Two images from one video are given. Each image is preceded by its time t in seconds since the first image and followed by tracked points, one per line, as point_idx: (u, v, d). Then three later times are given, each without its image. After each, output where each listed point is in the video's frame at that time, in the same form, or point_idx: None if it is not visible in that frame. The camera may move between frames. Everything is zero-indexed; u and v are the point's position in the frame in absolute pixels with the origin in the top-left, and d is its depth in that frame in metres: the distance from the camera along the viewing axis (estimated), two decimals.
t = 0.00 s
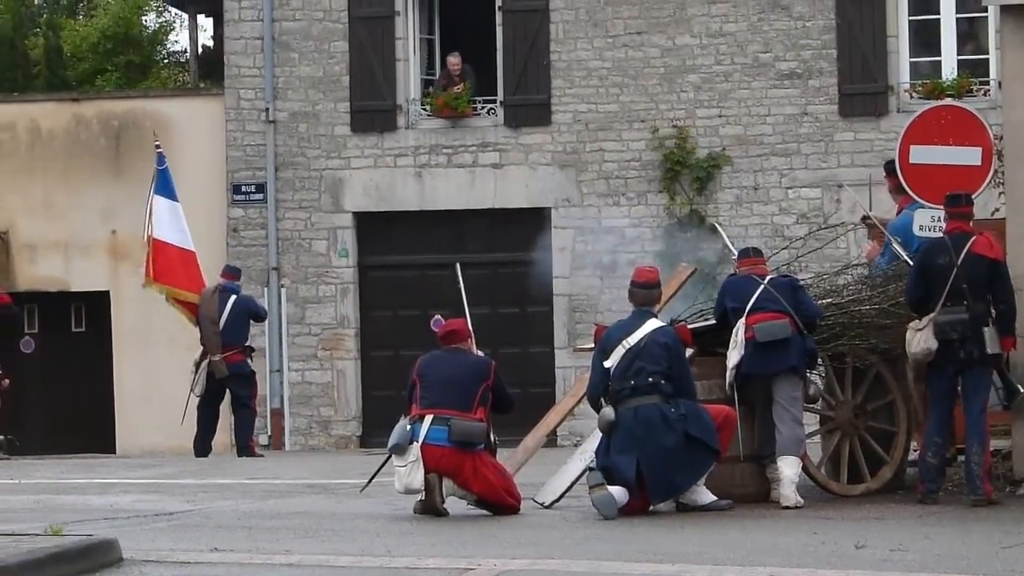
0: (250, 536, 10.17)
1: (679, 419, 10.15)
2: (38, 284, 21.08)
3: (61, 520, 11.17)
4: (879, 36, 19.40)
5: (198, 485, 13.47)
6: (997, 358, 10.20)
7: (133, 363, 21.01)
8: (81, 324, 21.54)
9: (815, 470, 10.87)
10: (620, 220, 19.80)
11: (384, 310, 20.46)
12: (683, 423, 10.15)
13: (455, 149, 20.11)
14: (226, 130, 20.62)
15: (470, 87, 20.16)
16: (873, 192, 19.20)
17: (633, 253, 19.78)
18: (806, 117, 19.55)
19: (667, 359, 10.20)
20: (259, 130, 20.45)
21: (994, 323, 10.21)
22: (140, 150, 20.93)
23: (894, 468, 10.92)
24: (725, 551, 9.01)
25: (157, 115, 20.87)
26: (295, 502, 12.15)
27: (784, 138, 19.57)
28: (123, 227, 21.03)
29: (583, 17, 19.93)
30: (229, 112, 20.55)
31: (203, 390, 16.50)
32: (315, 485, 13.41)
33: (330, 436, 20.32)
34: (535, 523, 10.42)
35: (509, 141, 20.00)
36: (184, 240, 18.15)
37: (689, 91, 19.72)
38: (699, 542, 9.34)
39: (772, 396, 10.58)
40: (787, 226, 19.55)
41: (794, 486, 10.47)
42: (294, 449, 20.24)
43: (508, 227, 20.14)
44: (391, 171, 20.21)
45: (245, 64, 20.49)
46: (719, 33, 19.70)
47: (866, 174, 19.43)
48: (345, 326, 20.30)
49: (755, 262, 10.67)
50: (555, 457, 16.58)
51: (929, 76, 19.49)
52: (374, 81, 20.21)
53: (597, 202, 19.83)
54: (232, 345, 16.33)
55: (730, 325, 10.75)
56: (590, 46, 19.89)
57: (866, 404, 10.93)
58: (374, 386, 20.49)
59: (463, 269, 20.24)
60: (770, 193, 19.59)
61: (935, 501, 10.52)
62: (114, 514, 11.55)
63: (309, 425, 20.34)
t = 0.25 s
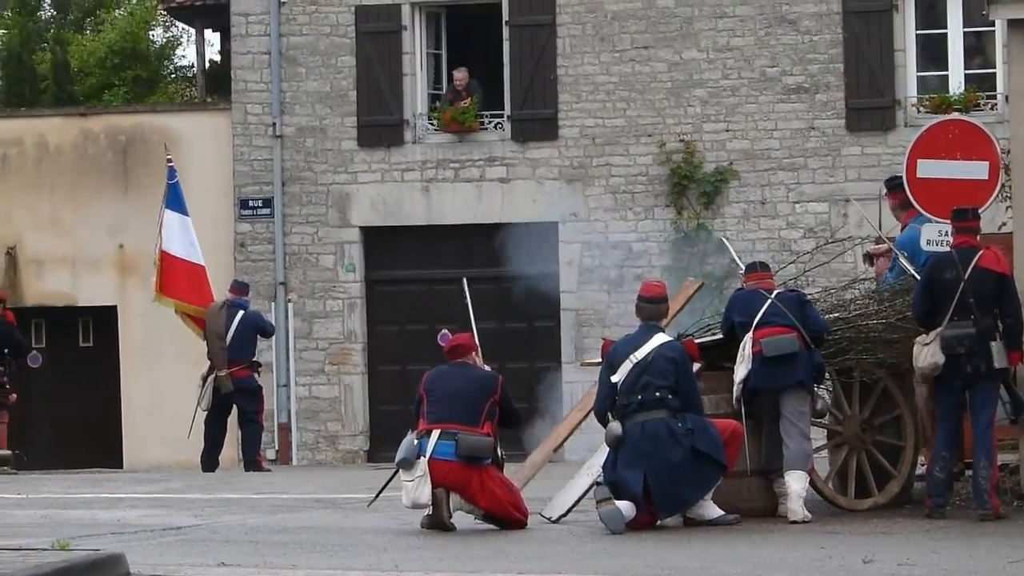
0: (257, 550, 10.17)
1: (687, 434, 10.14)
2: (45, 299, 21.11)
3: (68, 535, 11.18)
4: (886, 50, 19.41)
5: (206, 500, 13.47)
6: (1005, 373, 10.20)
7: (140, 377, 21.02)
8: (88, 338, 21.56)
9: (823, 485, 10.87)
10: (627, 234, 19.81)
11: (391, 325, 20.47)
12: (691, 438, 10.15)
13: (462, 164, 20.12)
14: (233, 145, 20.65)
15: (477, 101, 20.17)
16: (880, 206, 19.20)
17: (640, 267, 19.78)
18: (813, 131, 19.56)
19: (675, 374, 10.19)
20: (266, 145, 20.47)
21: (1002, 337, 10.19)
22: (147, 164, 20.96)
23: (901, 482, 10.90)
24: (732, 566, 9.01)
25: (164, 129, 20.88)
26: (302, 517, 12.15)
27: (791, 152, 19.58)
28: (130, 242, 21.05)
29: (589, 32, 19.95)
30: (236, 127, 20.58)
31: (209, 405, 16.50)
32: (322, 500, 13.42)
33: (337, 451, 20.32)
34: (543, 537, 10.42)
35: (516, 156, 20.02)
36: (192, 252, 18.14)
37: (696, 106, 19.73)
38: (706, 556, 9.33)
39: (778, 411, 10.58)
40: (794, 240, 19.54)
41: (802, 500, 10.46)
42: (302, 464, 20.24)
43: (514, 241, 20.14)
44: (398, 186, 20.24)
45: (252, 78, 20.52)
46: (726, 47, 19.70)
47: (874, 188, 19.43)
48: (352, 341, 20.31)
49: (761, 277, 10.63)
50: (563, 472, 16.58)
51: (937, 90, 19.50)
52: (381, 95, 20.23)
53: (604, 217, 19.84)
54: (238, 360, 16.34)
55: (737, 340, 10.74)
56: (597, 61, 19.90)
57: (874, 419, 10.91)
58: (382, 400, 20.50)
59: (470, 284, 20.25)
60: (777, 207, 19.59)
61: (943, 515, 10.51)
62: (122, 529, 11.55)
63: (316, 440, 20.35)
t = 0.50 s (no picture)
0: (265, 561, 10.16)
1: (694, 444, 10.13)
2: (52, 310, 21.13)
3: (75, 546, 11.17)
4: (893, 60, 19.39)
5: (214, 511, 13.47)
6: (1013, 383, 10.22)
7: (147, 388, 21.03)
8: (95, 349, 21.53)
9: (831, 495, 10.85)
10: (634, 245, 19.81)
11: (398, 336, 20.47)
12: (699, 448, 10.14)
13: (470, 175, 20.13)
14: (240, 156, 20.67)
15: (484, 112, 20.17)
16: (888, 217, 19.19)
17: (648, 278, 19.78)
18: (820, 142, 19.56)
19: (683, 384, 10.18)
20: (274, 156, 20.49)
21: (1010, 346, 10.21)
22: (155, 175, 20.96)
23: (909, 493, 10.87)
24: None
25: (172, 140, 20.90)
26: (310, 528, 12.14)
27: (799, 163, 19.57)
28: (138, 253, 21.07)
29: (597, 43, 19.95)
30: (243, 138, 20.60)
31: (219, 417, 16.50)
32: (330, 511, 13.42)
33: (345, 462, 20.32)
34: (551, 548, 10.40)
35: (523, 166, 20.03)
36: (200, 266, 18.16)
37: (704, 116, 19.74)
38: (715, 567, 9.32)
39: (786, 422, 10.56)
40: (801, 251, 19.54)
41: (810, 511, 10.46)
42: (309, 475, 20.24)
43: (522, 252, 20.14)
44: (406, 197, 20.25)
45: (259, 89, 20.55)
46: (733, 58, 19.70)
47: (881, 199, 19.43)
48: (359, 352, 20.31)
49: (771, 287, 10.65)
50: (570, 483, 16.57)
51: (945, 100, 19.50)
52: (388, 106, 20.25)
53: (611, 227, 19.84)
54: (246, 371, 16.32)
55: (745, 351, 10.73)
56: (604, 72, 19.90)
57: (881, 430, 10.89)
58: (389, 411, 20.50)
59: (478, 295, 20.26)
60: (785, 218, 19.59)
61: (950, 526, 10.46)
62: (130, 540, 11.55)
63: (324, 451, 20.34)
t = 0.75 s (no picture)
0: (275, 570, 10.16)
1: (704, 452, 10.12)
2: (61, 320, 21.15)
3: (85, 555, 11.16)
4: (902, 68, 19.42)
5: (223, 519, 13.48)
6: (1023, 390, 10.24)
7: (157, 397, 21.06)
8: (105, 358, 21.57)
9: (840, 503, 10.84)
10: (644, 253, 19.82)
11: (408, 344, 20.49)
12: (708, 456, 10.13)
13: (479, 183, 20.14)
14: (250, 165, 20.69)
15: (493, 120, 20.17)
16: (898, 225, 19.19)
17: (657, 286, 19.79)
18: (829, 149, 19.56)
19: (692, 392, 10.18)
20: (282, 164, 20.50)
21: (1019, 355, 10.20)
22: (165, 185, 21.00)
23: (919, 500, 10.87)
24: None
25: (180, 149, 20.93)
26: (319, 536, 12.14)
27: (808, 170, 19.57)
28: (147, 262, 21.10)
29: (606, 50, 19.95)
30: (252, 146, 20.62)
31: (229, 425, 16.50)
32: (338, 519, 13.42)
33: (354, 470, 20.33)
34: (561, 556, 10.40)
35: (532, 174, 20.04)
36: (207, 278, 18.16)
37: (713, 124, 19.73)
38: None
39: (796, 429, 10.55)
40: (810, 258, 19.54)
41: (820, 519, 10.44)
42: (319, 483, 20.25)
43: (531, 261, 20.15)
44: (415, 206, 20.27)
45: (268, 98, 20.57)
46: (742, 65, 19.69)
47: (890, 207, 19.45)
48: (369, 360, 20.32)
49: (780, 295, 10.63)
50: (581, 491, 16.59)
51: (954, 108, 19.52)
52: (397, 115, 20.27)
53: (620, 235, 19.85)
54: (257, 380, 16.34)
55: (754, 358, 10.72)
56: (613, 80, 19.91)
57: (891, 437, 10.88)
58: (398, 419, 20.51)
59: (487, 303, 20.27)
60: (794, 226, 19.59)
61: (960, 533, 10.46)
62: (139, 549, 11.55)
63: (334, 459, 20.35)
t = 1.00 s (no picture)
0: None
1: (709, 459, 10.12)
2: (66, 326, 21.17)
3: (90, 561, 11.17)
4: (907, 75, 19.40)
5: (228, 526, 13.48)
6: None
7: (161, 403, 21.06)
8: (110, 364, 21.58)
9: (845, 509, 10.83)
10: (649, 260, 19.83)
11: (413, 350, 20.50)
12: (713, 463, 10.12)
13: (484, 190, 20.15)
14: (255, 171, 20.70)
15: (498, 127, 20.18)
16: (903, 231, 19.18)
17: (662, 293, 19.79)
18: (834, 156, 19.56)
19: (697, 399, 10.18)
20: (287, 171, 20.51)
21: None
22: (169, 191, 21.01)
23: (924, 507, 10.85)
24: None
25: (185, 155, 20.95)
26: (325, 543, 12.14)
27: (813, 177, 19.57)
28: (152, 268, 21.12)
29: (611, 57, 19.96)
30: (257, 153, 20.64)
31: (234, 431, 16.51)
32: (344, 526, 13.41)
33: (359, 477, 20.32)
34: (566, 563, 10.39)
35: (537, 181, 20.04)
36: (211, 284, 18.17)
37: (718, 131, 19.74)
38: None
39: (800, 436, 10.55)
40: (816, 265, 19.54)
41: (824, 525, 10.44)
42: (324, 490, 20.25)
43: (535, 267, 20.16)
44: (420, 212, 20.27)
45: (274, 104, 20.58)
46: (748, 72, 19.69)
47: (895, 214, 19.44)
48: (374, 366, 20.32)
49: (785, 301, 10.63)
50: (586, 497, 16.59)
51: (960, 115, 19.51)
52: (403, 121, 20.27)
53: (625, 242, 19.85)
54: (262, 386, 16.34)
55: (759, 365, 10.73)
56: (618, 86, 19.91)
57: (896, 444, 10.88)
58: (403, 426, 20.51)
59: (492, 309, 20.28)
60: (799, 232, 19.59)
61: (965, 540, 10.44)
62: (145, 556, 11.55)
63: (338, 466, 20.34)
